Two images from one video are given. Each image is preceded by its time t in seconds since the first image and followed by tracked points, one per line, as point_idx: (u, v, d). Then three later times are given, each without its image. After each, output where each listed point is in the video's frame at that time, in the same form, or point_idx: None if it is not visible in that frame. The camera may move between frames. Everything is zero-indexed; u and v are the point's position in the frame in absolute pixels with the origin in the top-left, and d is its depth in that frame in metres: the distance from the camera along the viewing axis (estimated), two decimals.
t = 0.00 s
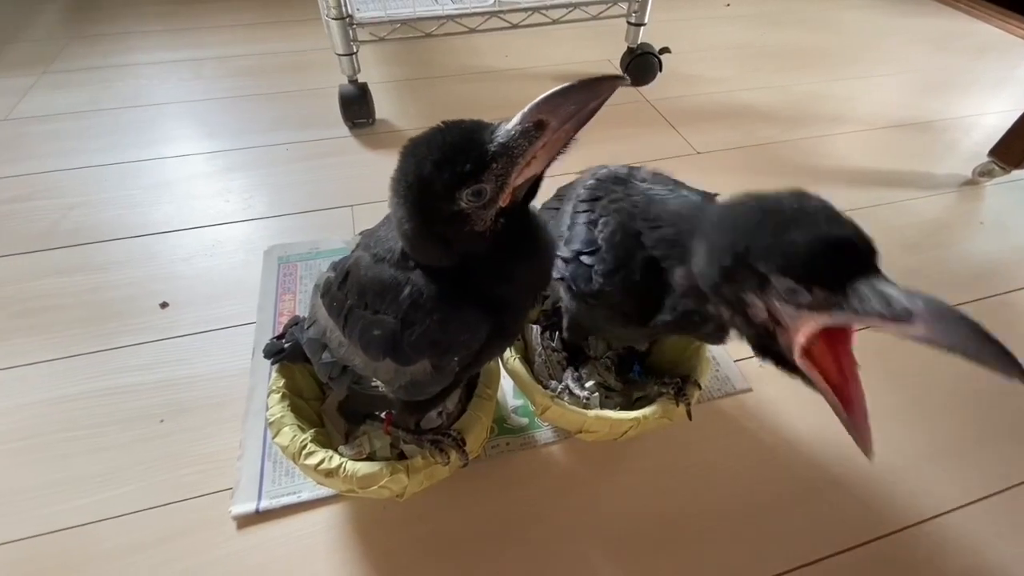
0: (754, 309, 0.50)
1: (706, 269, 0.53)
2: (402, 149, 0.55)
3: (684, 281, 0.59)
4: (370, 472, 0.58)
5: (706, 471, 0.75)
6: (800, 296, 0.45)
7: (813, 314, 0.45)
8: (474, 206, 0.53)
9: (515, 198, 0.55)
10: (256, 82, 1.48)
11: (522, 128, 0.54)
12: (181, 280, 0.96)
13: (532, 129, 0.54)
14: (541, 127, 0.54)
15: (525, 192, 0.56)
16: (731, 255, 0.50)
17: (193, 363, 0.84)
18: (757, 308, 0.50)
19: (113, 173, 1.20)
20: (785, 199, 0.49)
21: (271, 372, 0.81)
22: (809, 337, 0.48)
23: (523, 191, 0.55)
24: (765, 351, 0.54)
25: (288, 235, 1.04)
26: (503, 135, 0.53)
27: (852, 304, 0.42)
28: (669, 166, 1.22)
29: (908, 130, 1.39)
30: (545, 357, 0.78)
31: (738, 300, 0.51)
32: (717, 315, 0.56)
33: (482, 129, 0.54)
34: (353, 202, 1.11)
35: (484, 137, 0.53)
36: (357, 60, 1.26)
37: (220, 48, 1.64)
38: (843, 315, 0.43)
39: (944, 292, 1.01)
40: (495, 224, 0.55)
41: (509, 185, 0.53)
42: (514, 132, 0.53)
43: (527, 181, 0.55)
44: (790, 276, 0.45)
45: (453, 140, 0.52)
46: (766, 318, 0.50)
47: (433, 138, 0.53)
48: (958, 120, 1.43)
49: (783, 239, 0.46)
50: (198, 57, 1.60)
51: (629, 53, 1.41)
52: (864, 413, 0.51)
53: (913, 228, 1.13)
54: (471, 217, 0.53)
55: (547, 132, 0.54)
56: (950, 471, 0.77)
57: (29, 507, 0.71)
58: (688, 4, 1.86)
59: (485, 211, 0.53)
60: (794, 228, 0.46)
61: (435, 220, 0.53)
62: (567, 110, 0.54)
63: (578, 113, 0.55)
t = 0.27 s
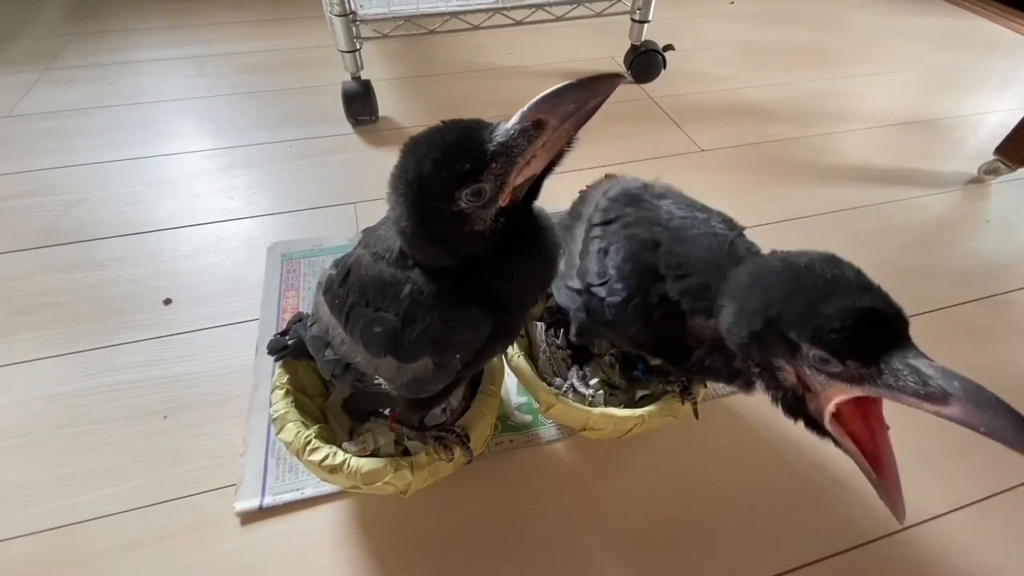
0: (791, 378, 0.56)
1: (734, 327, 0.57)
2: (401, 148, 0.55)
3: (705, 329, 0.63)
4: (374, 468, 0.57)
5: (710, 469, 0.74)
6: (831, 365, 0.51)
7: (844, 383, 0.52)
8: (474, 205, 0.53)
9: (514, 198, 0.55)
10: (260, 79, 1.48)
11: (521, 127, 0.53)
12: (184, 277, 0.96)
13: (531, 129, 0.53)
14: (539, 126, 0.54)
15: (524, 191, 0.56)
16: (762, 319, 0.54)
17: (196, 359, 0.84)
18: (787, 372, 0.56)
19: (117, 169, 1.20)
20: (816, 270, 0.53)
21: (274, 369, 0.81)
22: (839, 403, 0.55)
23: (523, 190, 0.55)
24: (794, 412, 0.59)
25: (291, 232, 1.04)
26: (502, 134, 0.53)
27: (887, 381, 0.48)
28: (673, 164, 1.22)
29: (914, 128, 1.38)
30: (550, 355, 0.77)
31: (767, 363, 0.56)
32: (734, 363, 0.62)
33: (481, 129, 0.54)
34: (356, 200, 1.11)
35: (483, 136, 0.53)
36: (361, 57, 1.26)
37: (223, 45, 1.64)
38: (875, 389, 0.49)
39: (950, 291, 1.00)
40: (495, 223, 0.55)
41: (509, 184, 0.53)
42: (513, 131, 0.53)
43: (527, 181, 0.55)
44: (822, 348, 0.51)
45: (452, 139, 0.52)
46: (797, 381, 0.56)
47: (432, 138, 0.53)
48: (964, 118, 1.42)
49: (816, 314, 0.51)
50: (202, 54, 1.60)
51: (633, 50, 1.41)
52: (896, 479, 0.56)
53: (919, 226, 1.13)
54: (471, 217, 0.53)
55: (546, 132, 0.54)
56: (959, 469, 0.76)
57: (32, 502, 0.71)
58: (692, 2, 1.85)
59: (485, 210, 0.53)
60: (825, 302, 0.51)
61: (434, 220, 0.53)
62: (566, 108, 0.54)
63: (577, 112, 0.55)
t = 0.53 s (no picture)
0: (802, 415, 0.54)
1: (749, 368, 0.55)
2: (400, 150, 0.55)
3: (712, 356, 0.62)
4: (375, 468, 0.57)
5: (713, 469, 0.74)
6: (848, 413, 0.50)
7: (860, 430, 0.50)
8: (472, 206, 0.52)
9: (512, 199, 0.55)
10: (261, 78, 1.48)
11: (519, 129, 0.53)
12: (185, 276, 0.96)
13: (529, 130, 0.53)
14: (538, 127, 0.53)
15: (523, 193, 0.56)
16: (779, 363, 0.52)
17: (197, 358, 0.84)
18: (800, 412, 0.54)
19: (119, 167, 1.20)
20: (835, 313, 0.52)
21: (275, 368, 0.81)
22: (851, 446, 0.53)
23: (521, 192, 0.55)
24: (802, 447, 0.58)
25: (292, 230, 1.04)
26: (500, 136, 0.53)
27: (906, 431, 0.47)
28: (675, 163, 1.21)
29: (917, 128, 1.37)
30: (551, 355, 0.77)
31: (781, 403, 0.55)
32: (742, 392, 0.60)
33: (479, 130, 0.53)
34: (357, 198, 1.11)
35: (482, 137, 0.53)
36: (362, 56, 1.25)
37: (225, 43, 1.64)
38: (893, 438, 0.48)
39: (954, 291, 1.00)
40: (494, 225, 0.55)
41: (507, 186, 0.53)
42: (511, 133, 0.53)
43: (525, 183, 0.54)
44: (840, 397, 0.50)
45: (450, 140, 0.52)
46: (809, 421, 0.54)
47: (430, 139, 0.53)
48: (968, 118, 1.41)
49: (836, 359, 0.50)
50: (203, 52, 1.60)
51: (636, 49, 1.40)
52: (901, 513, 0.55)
53: (922, 226, 1.12)
54: (470, 219, 0.53)
55: (545, 133, 0.54)
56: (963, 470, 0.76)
57: (32, 501, 0.71)
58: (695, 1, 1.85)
59: (483, 211, 0.53)
60: (845, 349, 0.50)
61: (433, 222, 0.52)
62: (564, 110, 0.54)
63: (574, 114, 0.55)
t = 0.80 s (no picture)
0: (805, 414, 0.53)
1: (746, 361, 0.53)
2: (397, 141, 0.54)
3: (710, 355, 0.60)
4: (374, 466, 0.56)
5: (718, 470, 0.73)
6: (851, 407, 0.49)
7: (863, 425, 0.49)
8: (471, 198, 0.51)
9: (512, 190, 0.54)
10: (263, 74, 1.47)
11: (519, 118, 0.52)
12: (185, 271, 0.95)
13: (530, 119, 0.52)
14: (539, 116, 0.52)
15: (523, 184, 0.54)
16: (778, 355, 0.51)
17: (196, 354, 0.83)
18: (800, 407, 0.53)
19: (120, 163, 1.19)
20: (836, 303, 0.50)
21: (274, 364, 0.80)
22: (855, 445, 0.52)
23: (522, 183, 0.54)
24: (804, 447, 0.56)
25: (293, 226, 1.03)
26: (500, 125, 0.52)
27: (912, 426, 0.46)
28: (679, 161, 1.20)
29: (924, 127, 1.36)
30: (553, 353, 0.76)
31: (781, 399, 0.53)
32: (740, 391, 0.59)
33: (478, 119, 0.52)
34: (359, 195, 1.10)
35: (481, 127, 0.52)
36: (365, 51, 1.25)
37: (227, 40, 1.63)
38: (898, 434, 0.47)
39: (962, 291, 0.99)
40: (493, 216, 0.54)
41: (507, 177, 0.52)
42: (511, 122, 0.52)
43: (526, 173, 0.53)
44: (843, 390, 0.48)
45: (449, 130, 0.51)
46: (810, 417, 0.53)
47: (428, 129, 0.52)
48: (976, 117, 1.40)
49: (838, 351, 0.48)
50: (205, 49, 1.59)
51: (640, 47, 1.39)
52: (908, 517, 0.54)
53: (929, 225, 1.11)
54: (469, 210, 0.52)
55: (546, 122, 0.53)
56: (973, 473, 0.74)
57: (27, 497, 0.70)
58: None
59: (482, 203, 0.52)
60: (848, 340, 0.48)
61: (430, 212, 0.52)
62: (565, 98, 0.53)
63: (576, 102, 0.54)
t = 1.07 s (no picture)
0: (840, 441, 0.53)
1: (776, 385, 0.54)
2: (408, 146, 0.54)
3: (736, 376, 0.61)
4: (380, 467, 0.56)
5: (722, 474, 0.73)
6: (887, 433, 0.49)
7: (901, 454, 0.49)
8: (481, 205, 0.52)
9: (522, 197, 0.54)
10: (268, 75, 1.48)
11: (529, 126, 0.52)
12: (190, 270, 0.95)
13: (540, 128, 0.52)
14: (549, 125, 0.52)
15: (532, 191, 0.55)
16: (810, 380, 0.51)
17: (201, 353, 0.83)
18: (834, 434, 0.53)
19: (126, 162, 1.20)
20: (868, 328, 0.51)
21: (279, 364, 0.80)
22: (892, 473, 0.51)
23: (531, 191, 0.54)
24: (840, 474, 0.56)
25: (298, 227, 1.04)
26: (510, 133, 0.52)
27: (953, 455, 0.46)
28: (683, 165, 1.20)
29: (928, 132, 1.36)
30: (559, 357, 0.76)
31: (811, 423, 0.54)
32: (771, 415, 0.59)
33: (489, 126, 0.53)
34: (364, 196, 1.10)
35: (491, 134, 0.52)
36: (371, 53, 1.25)
37: (232, 40, 1.64)
38: (937, 462, 0.47)
39: (965, 297, 0.99)
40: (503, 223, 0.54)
41: (516, 184, 0.52)
42: (521, 130, 0.52)
43: (535, 181, 0.54)
44: (879, 418, 0.48)
45: (460, 137, 0.51)
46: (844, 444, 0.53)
47: (439, 135, 0.52)
48: (979, 124, 1.40)
49: (873, 378, 0.48)
50: (211, 49, 1.60)
51: (644, 50, 1.40)
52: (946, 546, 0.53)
53: (933, 231, 1.11)
54: (478, 217, 0.52)
55: (556, 130, 0.53)
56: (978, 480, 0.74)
57: (32, 494, 0.70)
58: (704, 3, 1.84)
59: (492, 210, 0.52)
60: (882, 366, 0.49)
61: (442, 220, 0.52)
62: (576, 107, 0.53)
63: (587, 111, 0.54)
